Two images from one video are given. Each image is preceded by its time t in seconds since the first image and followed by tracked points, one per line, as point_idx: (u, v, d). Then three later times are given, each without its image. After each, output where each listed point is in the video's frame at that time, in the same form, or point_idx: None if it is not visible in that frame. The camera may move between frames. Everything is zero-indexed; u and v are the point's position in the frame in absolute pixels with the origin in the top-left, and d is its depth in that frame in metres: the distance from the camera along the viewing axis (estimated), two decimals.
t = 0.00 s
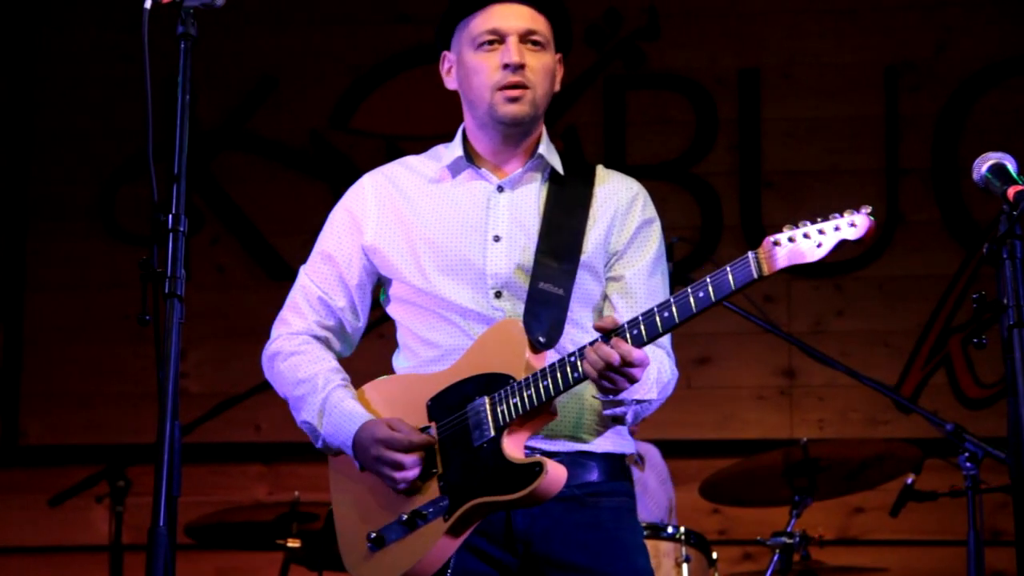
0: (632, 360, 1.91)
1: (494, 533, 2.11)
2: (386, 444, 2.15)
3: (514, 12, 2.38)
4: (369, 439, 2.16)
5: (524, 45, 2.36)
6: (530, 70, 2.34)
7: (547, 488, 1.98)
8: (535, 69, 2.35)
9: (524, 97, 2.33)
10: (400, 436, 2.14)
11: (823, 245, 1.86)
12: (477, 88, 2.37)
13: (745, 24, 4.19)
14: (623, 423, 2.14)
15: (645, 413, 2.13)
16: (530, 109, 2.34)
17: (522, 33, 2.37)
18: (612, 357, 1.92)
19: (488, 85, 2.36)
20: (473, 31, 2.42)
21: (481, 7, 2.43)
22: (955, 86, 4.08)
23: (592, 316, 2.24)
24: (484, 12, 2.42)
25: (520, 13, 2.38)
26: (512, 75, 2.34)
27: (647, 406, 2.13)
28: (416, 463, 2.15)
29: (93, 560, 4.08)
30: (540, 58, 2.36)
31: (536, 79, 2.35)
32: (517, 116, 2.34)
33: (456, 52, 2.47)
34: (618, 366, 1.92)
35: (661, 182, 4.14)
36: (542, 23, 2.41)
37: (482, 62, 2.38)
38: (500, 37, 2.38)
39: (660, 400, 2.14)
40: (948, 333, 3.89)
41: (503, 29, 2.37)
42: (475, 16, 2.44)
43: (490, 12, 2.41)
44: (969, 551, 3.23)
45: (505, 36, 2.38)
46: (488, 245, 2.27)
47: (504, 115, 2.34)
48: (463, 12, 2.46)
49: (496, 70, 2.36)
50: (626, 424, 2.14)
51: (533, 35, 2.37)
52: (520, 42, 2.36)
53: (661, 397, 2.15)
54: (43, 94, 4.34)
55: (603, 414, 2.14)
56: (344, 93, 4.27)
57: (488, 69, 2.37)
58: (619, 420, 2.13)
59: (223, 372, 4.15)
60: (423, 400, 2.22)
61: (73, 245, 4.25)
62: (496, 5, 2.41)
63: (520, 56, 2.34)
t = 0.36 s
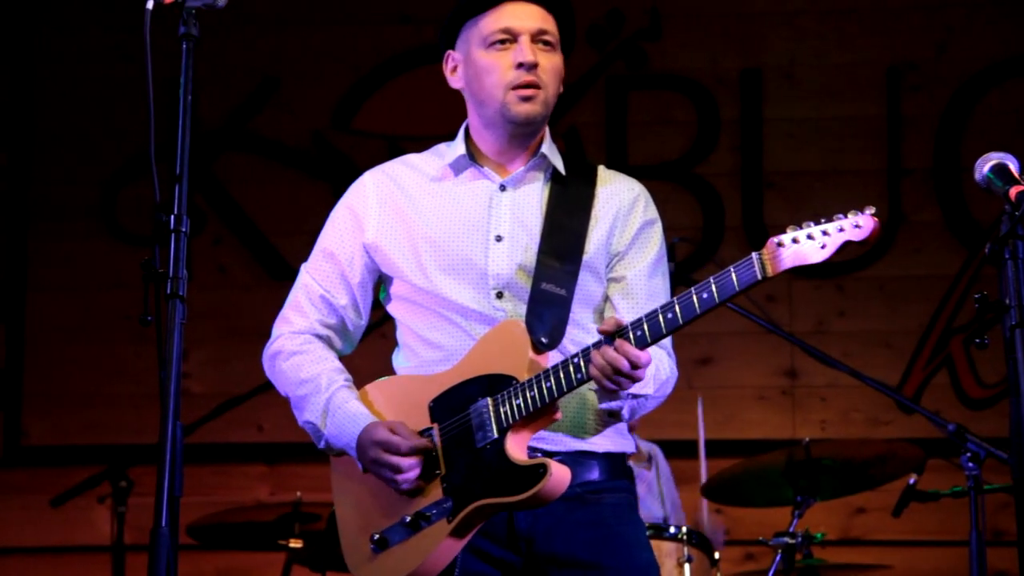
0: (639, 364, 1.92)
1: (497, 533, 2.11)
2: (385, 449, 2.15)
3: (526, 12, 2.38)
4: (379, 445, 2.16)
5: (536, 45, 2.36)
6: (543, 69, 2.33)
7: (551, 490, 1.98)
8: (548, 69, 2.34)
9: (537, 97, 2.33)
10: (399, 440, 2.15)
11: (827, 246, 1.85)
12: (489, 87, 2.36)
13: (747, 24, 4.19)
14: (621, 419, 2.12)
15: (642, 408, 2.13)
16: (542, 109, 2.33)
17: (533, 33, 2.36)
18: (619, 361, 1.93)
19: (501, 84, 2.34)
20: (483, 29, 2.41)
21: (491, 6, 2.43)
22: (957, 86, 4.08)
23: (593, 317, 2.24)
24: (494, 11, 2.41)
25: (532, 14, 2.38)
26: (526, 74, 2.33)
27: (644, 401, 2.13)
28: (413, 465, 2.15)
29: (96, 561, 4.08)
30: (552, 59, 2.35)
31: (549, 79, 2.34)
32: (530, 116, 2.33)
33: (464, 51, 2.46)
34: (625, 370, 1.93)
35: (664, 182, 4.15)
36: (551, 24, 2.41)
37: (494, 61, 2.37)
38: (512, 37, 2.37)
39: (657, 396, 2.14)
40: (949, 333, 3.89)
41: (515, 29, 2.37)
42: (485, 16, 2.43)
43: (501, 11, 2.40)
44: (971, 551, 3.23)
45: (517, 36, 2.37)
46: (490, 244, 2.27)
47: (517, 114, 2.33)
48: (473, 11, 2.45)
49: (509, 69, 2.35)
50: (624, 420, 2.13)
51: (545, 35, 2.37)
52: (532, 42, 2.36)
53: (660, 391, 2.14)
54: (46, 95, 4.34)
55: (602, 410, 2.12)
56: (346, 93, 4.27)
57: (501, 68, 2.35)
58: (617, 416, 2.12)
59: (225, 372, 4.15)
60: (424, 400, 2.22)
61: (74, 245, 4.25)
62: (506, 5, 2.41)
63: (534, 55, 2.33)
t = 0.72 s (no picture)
0: (637, 356, 1.92)
1: (500, 532, 2.11)
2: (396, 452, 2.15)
3: (533, 11, 2.37)
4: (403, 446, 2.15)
5: (544, 45, 2.35)
6: (552, 69, 2.33)
7: (553, 483, 1.98)
8: (556, 69, 2.34)
9: (546, 98, 2.32)
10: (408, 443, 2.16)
11: (823, 230, 1.85)
12: (497, 87, 2.35)
13: (747, 24, 4.19)
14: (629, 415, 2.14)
15: (652, 400, 2.12)
16: (550, 108, 2.33)
17: (541, 32, 2.35)
18: (615, 353, 1.93)
19: (510, 85, 2.33)
20: (490, 30, 2.40)
21: (497, 6, 2.41)
22: (958, 87, 4.08)
23: (595, 313, 2.24)
24: (500, 10, 2.40)
25: (538, 13, 2.37)
26: (536, 75, 2.32)
27: (654, 393, 2.12)
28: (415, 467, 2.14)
29: (96, 561, 4.08)
30: (558, 59, 2.35)
31: (557, 79, 2.34)
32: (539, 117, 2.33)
33: (469, 51, 2.45)
34: (623, 361, 1.93)
35: (665, 182, 4.15)
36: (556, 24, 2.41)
37: (503, 61, 2.36)
38: (520, 37, 2.36)
39: (665, 387, 2.13)
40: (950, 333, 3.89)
41: (523, 29, 2.36)
42: (490, 15, 2.42)
43: (508, 11, 2.39)
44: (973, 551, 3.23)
45: (525, 35, 2.36)
46: (492, 242, 2.27)
47: (526, 115, 2.32)
48: (478, 11, 2.44)
49: (519, 69, 2.34)
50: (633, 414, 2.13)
51: (552, 34, 2.36)
52: (539, 43, 2.35)
53: (666, 385, 2.13)
54: (46, 95, 4.34)
55: (609, 406, 2.13)
56: (346, 94, 4.27)
57: (510, 69, 2.35)
58: (626, 412, 2.13)
59: (225, 373, 4.15)
60: (431, 399, 2.22)
61: (75, 246, 4.25)
62: (513, 4, 2.39)
63: (543, 55, 2.33)
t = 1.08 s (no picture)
0: (633, 359, 1.91)
1: (497, 532, 2.10)
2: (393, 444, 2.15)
3: (544, 15, 2.37)
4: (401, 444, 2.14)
5: (554, 49, 2.34)
6: (562, 73, 2.32)
7: (550, 488, 1.98)
8: (567, 73, 2.33)
9: (556, 102, 2.32)
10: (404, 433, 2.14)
11: (825, 242, 1.83)
12: (508, 90, 2.35)
13: (748, 24, 4.19)
14: (628, 424, 2.14)
15: (649, 414, 2.14)
16: (560, 114, 2.33)
17: (552, 35, 2.35)
18: (614, 354, 1.93)
19: (521, 88, 2.33)
20: (501, 32, 2.39)
21: (509, 8, 2.41)
22: (958, 86, 4.08)
23: (598, 317, 2.23)
24: (512, 12, 2.40)
25: (550, 16, 2.37)
26: (546, 78, 2.31)
27: (651, 407, 2.13)
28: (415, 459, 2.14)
29: (97, 561, 4.08)
30: (570, 63, 2.34)
31: (568, 83, 2.33)
32: (548, 121, 2.32)
33: (479, 53, 2.44)
34: (618, 362, 1.93)
35: (666, 182, 4.15)
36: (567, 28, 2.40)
37: (514, 64, 2.35)
38: (531, 39, 2.36)
39: (664, 401, 2.14)
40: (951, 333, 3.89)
41: (534, 31, 2.35)
42: (502, 17, 2.42)
43: (520, 13, 2.38)
44: (974, 550, 3.22)
45: (535, 38, 2.35)
46: (497, 245, 2.27)
47: (537, 120, 2.32)
48: (490, 12, 2.43)
49: (529, 73, 2.33)
50: (630, 424, 2.14)
51: (563, 38, 2.35)
52: (551, 46, 2.34)
53: (666, 399, 2.13)
54: (47, 95, 4.34)
55: (608, 413, 2.13)
56: (347, 93, 4.27)
57: (521, 72, 2.34)
58: (624, 420, 2.13)
59: (226, 372, 4.15)
60: (429, 399, 2.23)
61: (75, 246, 4.25)
62: (524, 6, 2.39)
63: (554, 58, 2.32)
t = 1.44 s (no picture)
0: (637, 355, 1.90)
1: (500, 530, 2.10)
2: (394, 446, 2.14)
3: (545, 15, 2.37)
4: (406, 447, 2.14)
5: (554, 49, 2.34)
6: (563, 73, 2.32)
7: (554, 484, 1.98)
8: (567, 75, 2.33)
9: (556, 104, 2.32)
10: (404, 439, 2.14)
11: (827, 237, 1.83)
12: (508, 91, 2.34)
13: (747, 23, 4.19)
14: (629, 419, 2.12)
15: (652, 408, 2.12)
16: (560, 115, 2.33)
17: (552, 36, 2.35)
18: (619, 353, 1.92)
19: (521, 89, 2.33)
20: (502, 33, 2.39)
21: (509, 10, 2.41)
22: (957, 86, 4.08)
23: (596, 315, 2.24)
24: (513, 13, 2.40)
25: (551, 17, 2.37)
26: (547, 80, 2.31)
27: (654, 400, 2.12)
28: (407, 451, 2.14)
29: (98, 560, 4.09)
30: (570, 64, 2.35)
31: (567, 84, 2.33)
32: (548, 123, 2.32)
33: (479, 54, 2.44)
34: (623, 360, 1.92)
35: (665, 181, 4.14)
36: (567, 28, 2.41)
37: (515, 65, 2.35)
38: (531, 40, 2.36)
39: (666, 395, 2.13)
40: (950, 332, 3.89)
41: (535, 32, 2.35)
42: (502, 17, 2.41)
43: (520, 14, 2.38)
44: (973, 549, 3.22)
45: (536, 39, 2.35)
46: (496, 245, 2.27)
47: (537, 121, 2.32)
48: (490, 12, 2.42)
49: (529, 74, 2.33)
50: (633, 419, 2.12)
51: (563, 39, 2.36)
52: (551, 47, 2.34)
53: (667, 392, 2.13)
54: (46, 95, 4.34)
55: (609, 409, 2.12)
56: (346, 93, 4.27)
57: (521, 72, 2.34)
58: (625, 415, 2.11)
59: (225, 372, 4.15)
60: (431, 398, 2.23)
61: (75, 245, 4.25)
62: (525, 7, 2.39)
63: (554, 59, 2.32)
